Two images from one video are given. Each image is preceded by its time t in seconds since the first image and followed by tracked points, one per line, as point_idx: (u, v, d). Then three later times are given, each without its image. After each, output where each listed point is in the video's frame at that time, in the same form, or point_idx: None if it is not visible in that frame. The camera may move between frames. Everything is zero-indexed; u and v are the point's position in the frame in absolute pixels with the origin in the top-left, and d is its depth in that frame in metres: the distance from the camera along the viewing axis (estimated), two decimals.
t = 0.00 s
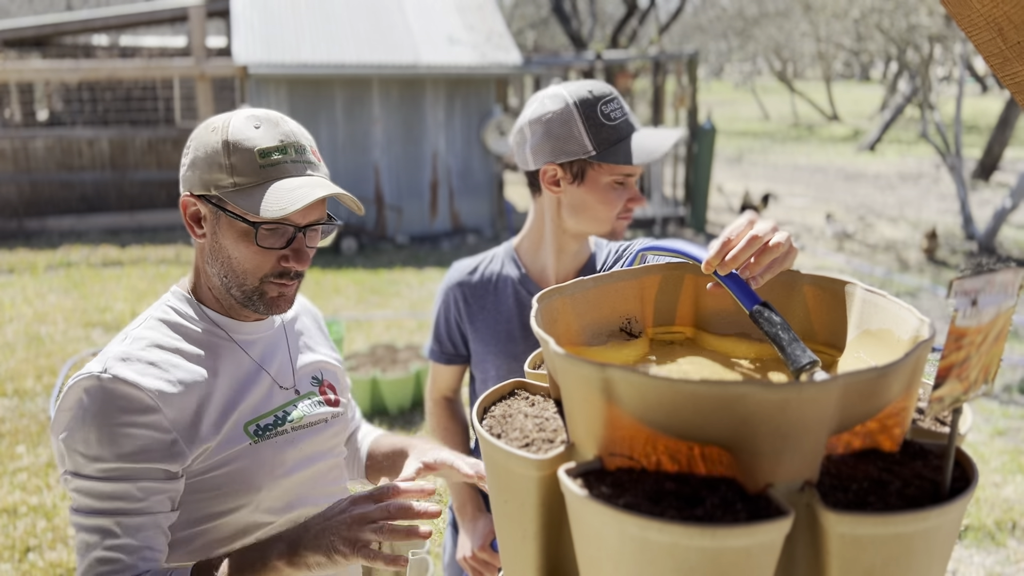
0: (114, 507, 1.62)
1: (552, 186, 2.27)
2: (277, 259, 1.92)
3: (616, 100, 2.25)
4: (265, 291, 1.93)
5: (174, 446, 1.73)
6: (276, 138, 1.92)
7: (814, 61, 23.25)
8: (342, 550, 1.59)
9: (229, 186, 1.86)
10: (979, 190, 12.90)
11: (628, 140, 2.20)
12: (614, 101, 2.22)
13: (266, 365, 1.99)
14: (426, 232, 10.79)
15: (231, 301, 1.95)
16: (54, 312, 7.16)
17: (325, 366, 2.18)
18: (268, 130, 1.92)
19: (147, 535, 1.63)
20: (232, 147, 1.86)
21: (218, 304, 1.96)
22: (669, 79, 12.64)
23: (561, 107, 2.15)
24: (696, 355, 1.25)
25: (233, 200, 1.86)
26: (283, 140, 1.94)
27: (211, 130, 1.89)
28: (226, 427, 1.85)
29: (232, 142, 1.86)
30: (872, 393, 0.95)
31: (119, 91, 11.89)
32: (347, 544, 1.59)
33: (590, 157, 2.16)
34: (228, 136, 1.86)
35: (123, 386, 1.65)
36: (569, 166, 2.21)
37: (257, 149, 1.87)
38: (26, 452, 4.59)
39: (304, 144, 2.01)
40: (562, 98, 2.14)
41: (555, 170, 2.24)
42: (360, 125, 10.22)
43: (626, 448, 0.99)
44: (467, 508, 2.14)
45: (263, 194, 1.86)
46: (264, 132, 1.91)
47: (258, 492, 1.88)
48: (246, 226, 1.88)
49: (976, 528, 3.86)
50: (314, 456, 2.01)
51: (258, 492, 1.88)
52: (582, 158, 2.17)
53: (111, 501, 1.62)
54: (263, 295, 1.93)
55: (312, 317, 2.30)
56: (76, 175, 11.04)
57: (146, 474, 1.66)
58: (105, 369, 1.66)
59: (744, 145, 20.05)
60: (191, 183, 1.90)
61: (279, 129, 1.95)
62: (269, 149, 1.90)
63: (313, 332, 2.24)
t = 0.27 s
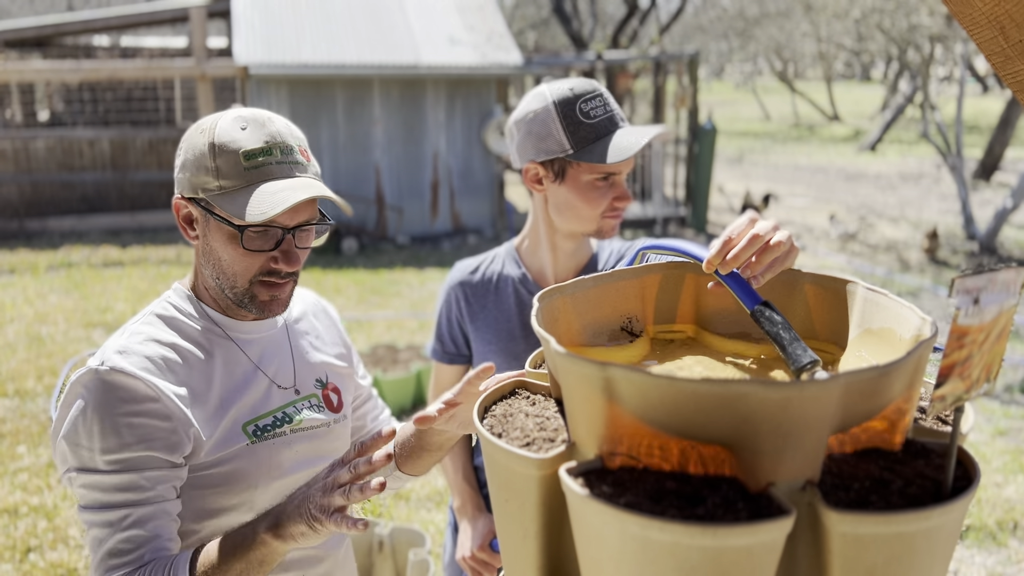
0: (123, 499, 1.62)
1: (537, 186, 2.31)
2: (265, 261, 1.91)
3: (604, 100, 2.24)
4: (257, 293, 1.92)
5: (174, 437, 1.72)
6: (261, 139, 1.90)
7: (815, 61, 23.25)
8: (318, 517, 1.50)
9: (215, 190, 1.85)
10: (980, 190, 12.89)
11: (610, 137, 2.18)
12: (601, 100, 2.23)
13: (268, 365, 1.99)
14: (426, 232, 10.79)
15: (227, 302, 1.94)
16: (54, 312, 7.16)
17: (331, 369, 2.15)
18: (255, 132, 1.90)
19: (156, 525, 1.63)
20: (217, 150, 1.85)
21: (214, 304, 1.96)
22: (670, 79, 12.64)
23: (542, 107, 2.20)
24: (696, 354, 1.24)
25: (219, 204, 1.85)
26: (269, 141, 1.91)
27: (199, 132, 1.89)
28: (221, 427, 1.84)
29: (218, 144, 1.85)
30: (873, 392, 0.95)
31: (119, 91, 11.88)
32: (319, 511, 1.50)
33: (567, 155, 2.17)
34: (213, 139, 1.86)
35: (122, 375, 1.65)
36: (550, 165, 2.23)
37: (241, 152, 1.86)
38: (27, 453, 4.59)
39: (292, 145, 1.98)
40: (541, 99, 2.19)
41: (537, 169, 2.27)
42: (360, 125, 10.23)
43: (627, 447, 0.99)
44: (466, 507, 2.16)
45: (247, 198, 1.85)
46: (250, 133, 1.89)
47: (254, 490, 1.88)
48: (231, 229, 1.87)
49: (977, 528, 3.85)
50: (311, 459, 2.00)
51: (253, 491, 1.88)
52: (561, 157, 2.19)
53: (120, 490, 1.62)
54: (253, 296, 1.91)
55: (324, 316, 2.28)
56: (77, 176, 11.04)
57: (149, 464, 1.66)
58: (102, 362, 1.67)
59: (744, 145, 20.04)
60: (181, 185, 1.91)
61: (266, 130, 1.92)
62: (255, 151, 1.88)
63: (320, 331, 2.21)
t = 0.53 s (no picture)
0: (115, 503, 1.64)
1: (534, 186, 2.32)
2: (259, 258, 1.90)
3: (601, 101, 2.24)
4: (256, 291, 1.91)
5: (170, 444, 1.72)
6: (245, 136, 1.89)
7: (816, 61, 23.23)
8: (297, 551, 1.43)
9: (203, 191, 1.86)
10: (982, 190, 12.88)
11: (606, 138, 2.18)
12: (598, 100, 2.24)
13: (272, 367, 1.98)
14: (427, 232, 10.78)
15: (227, 302, 1.95)
16: (56, 312, 7.17)
17: (336, 370, 2.15)
18: (238, 129, 1.89)
19: (145, 531, 1.63)
20: (201, 151, 1.86)
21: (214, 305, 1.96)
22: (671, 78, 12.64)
23: (538, 107, 2.21)
24: (697, 353, 1.24)
25: (208, 205, 1.86)
26: (252, 138, 1.90)
27: (186, 134, 1.90)
28: (224, 429, 1.84)
29: (202, 145, 1.86)
30: (875, 391, 0.95)
31: (121, 91, 11.87)
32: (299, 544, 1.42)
33: (562, 157, 2.18)
34: (198, 140, 1.87)
35: (122, 379, 1.67)
36: (546, 165, 2.24)
37: (225, 150, 1.86)
38: (29, 452, 4.60)
39: (277, 140, 1.96)
40: (536, 99, 2.20)
41: (534, 169, 2.28)
42: (361, 124, 10.24)
43: (628, 447, 0.99)
44: (467, 507, 2.15)
45: (232, 196, 1.85)
46: (233, 131, 1.89)
47: (257, 492, 1.88)
48: (222, 230, 1.87)
49: (979, 528, 3.85)
50: (315, 461, 2.00)
51: (255, 494, 1.88)
52: (556, 158, 2.20)
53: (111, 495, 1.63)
54: (253, 295, 1.91)
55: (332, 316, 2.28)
56: (78, 176, 11.06)
57: (143, 470, 1.66)
58: (104, 364, 1.69)
59: (746, 145, 20.03)
60: (174, 191, 1.93)
61: (249, 126, 1.91)
62: (238, 149, 1.87)
63: (327, 331, 2.20)
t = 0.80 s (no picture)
0: (122, 509, 1.64)
1: (533, 184, 2.32)
2: (253, 255, 1.90)
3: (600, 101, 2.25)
4: (254, 288, 1.91)
5: (176, 449, 1.72)
6: (228, 131, 1.89)
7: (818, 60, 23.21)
8: (313, 544, 1.44)
9: (191, 190, 1.86)
10: (984, 189, 12.86)
11: (604, 137, 2.19)
12: (598, 100, 2.25)
13: (274, 367, 1.98)
14: (429, 231, 10.78)
15: (228, 301, 1.95)
16: (58, 311, 7.17)
17: (336, 367, 2.15)
18: (220, 125, 1.89)
19: (155, 535, 1.64)
20: (185, 150, 1.86)
21: (214, 304, 1.96)
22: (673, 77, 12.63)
23: (537, 105, 2.21)
24: (700, 351, 1.24)
25: (196, 205, 1.86)
26: (234, 133, 1.90)
27: (169, 135, 1.90)
28: (229, 431, 1.84)
29: (186, 145, 1.86)
30: (877, 388, 0.94)
31: (123, 90, 11.86)
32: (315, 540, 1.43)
33: (561, 155, 2.18)
34: (181, 140, 1.87)
35: (124, 385, 1.67)
36: (544, 163, 2.24)
37: (208, 148, 1.86)
38: (31, 451, 4.60)
39: (259, 132, 1.95)
40: (535, 96, 2.21)
41: (532, 167, 2.29)
42: (363, 124, 10.24)
43: (630, 444, 0.99)
44: (467, 506, 2.15)
45: (219, 193, 1.85)
46: (215, 128, 1.88)
47: (263, 492, 1.88)
48: (213, 229, 1.88)
49: (981, 527, 3.85)
50: (321, 460, 2.00)
51: (261, 495, 1.88)
52: (554, 156, 2.20)
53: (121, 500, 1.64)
54: (252, 292, 1.91)
55: (329, 311, 2.28)
56: (81, 175, 11.07)
57: (149, 474, 1.66)
58: (105, 370, 1.68)
59: (748, 144, 20.02)
60: (162, 194, 1.93)
61: (231, 121, 1.91)
62: (222, 145, 1.87)
63: (326, 328, 2.21)
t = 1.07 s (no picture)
0: (142, 503, 1.61)
1: (529, 181, 2.32)
2: (255, 251, 1.90)
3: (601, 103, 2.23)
4: (257, 285, 1.91)
5: (185, 442, 1.71)
6: (226, 128, 1.89)
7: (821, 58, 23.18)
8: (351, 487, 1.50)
9: (190, 188, 1.86)
10: (987, 188, 12.84)
11: (600, 142, 2.17)
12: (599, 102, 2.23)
13: (277, 364, 1.98)
14: (431, 230, 10.78)
15: (232, 298, 1.95)
16: (61, 310, 7.18)
17: (339, 364, 2.16)
18: (218, 123, 1.89)
19: (177, 525, 1.62)
20: (184, 148, 1.86)
21: (217, 302, 1.96)
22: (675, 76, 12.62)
23: (537, 103, 2.20)
24: (702, 348, 1.24)
25: (197, 203, 1.86)
26: (233, 129, 1.90)
27: (167, 134, 1.90)
28: (234, 428, 1.85)
29: (184, 142, 1.86)
30: (880, 384, 0.94)
31: (125, 89, 11.84)
32: (352, 481, 1.49)
33: (555, 156, 2.18)
34: (180, 138, 1.86)
35: (131, 381, 1.66)
36: (540, 163, 2.24)
37: (207, 144, 1.86)
38: (34, 449, 4.61)
39: (258, 129, 1.96)
40: (535, 94, 2.18)
41: (529, 164, 2.29)
42: (365, 122, 10.24)
43: (632, 440, 0.99)
44: (470, 505, 2.15)
45: (220, 190, 1.85)
46: (213, 125, 1.88)
47: (269, 489, 1.88)
48: (214, 226, 1.87)
49: (983, 525, 3.84)
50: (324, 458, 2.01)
51: (267, 493, 1.88)
52: (549, 157, 2.20)
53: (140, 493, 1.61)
54: (255, 288, 1.91)
55: (330, 307, 2.28)
56: (83, 174, 11.09)
57: (162, 466, 1.65)
58: (110, 369, 1.67)
59: (750, 142, 20.01)
60: (161, 194, 1.93)
61: (228, 118, 1.91)
62: (221, 141, 1.87)
63: (328, 326, 2.21)
